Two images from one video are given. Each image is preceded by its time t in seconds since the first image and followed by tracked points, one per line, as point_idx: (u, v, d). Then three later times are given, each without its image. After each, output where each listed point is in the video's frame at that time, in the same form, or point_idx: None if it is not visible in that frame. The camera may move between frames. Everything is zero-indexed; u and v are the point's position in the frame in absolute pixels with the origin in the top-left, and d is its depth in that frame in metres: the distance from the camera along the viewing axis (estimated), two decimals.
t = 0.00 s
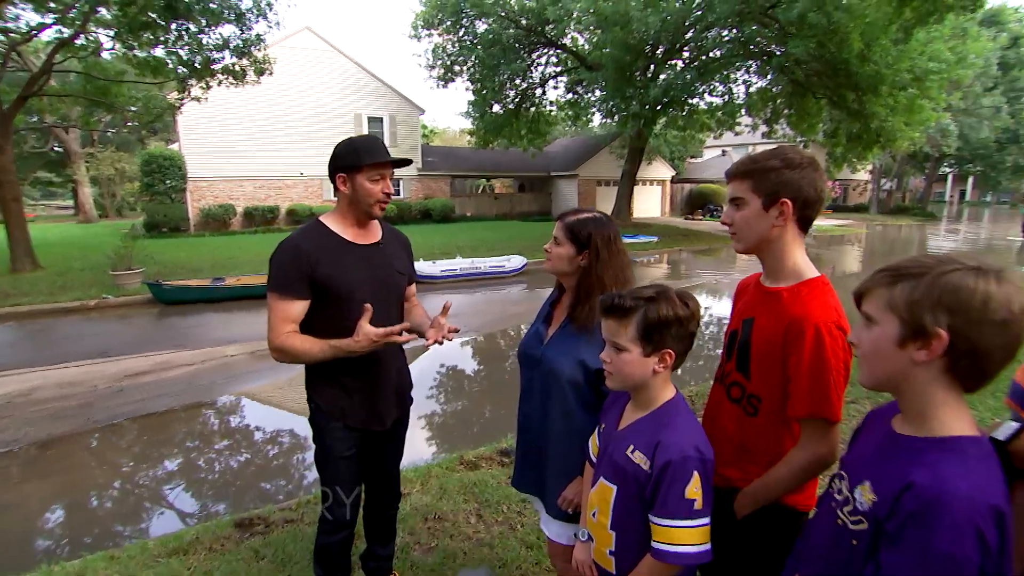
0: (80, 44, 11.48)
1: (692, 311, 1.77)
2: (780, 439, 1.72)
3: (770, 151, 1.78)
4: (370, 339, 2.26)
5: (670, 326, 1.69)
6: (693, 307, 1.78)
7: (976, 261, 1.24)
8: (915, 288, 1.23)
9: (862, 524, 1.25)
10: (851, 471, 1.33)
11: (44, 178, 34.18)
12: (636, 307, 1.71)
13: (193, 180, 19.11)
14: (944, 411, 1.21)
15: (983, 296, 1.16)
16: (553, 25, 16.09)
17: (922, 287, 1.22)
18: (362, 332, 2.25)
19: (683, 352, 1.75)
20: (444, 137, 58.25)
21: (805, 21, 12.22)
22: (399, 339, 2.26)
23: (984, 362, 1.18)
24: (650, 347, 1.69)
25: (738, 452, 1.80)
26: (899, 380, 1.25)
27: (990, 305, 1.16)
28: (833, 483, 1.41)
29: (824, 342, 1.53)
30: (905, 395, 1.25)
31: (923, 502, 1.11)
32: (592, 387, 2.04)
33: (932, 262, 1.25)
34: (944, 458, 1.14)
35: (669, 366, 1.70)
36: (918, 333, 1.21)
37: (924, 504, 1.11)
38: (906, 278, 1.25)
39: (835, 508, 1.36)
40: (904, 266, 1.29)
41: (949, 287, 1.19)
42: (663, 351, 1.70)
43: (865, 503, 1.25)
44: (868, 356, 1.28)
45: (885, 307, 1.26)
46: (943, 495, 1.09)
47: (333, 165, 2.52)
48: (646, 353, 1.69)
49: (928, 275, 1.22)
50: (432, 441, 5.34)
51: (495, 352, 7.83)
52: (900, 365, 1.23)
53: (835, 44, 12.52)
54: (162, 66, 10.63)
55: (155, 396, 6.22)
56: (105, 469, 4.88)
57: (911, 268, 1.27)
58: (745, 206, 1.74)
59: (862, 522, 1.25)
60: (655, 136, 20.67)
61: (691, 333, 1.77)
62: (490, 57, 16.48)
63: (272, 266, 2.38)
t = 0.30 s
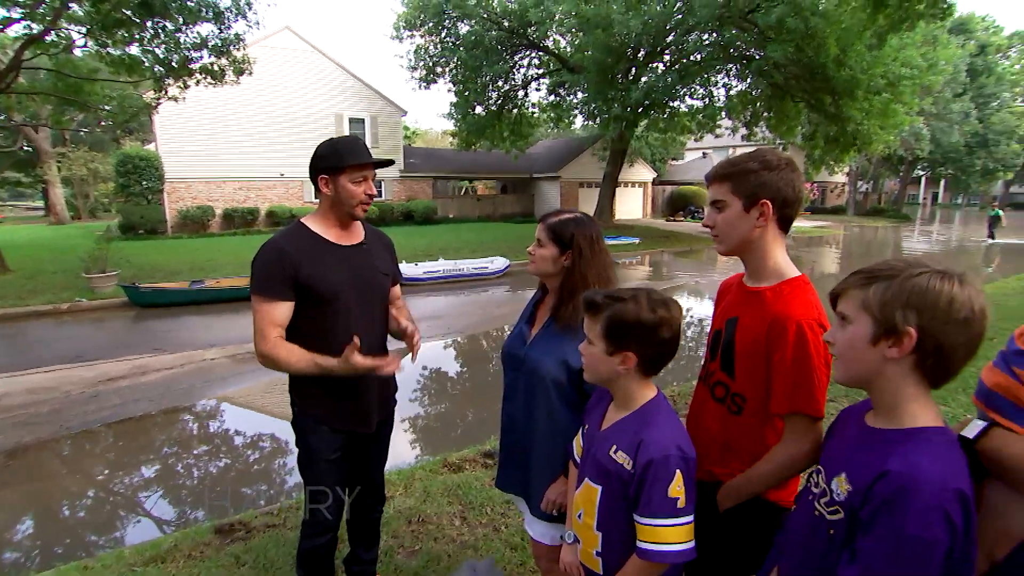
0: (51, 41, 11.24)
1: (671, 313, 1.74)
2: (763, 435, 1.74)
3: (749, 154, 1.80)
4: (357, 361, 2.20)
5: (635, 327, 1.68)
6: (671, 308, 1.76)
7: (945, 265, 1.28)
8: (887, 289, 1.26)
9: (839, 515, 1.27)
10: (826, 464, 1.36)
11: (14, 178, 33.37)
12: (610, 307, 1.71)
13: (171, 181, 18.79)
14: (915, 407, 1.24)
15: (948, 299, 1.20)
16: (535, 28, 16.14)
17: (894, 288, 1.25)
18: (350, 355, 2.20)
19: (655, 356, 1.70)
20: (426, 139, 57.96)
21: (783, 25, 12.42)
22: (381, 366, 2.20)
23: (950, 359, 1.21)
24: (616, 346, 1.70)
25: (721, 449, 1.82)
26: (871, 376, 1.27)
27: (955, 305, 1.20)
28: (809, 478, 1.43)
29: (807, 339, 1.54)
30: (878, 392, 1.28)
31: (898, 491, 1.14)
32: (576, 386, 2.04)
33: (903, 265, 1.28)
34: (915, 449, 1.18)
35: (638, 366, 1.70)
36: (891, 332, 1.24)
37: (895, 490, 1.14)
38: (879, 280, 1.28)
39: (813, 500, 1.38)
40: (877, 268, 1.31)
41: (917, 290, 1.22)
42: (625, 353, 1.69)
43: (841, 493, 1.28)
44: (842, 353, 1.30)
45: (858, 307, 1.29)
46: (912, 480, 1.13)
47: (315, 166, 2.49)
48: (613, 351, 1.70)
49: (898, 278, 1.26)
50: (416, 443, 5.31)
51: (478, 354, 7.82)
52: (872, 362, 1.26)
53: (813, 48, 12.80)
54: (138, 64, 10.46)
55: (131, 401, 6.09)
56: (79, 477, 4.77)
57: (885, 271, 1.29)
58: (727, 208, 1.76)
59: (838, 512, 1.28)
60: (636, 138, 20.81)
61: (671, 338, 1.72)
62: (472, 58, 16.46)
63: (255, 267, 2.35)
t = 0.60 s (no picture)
0: (43, 36, 11.14)
1: (665, 320, 1.72)
2: (760, 442, 1.73)
3: (747, 156, 1.79)
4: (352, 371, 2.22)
5: (626, 332, 1.66)
6: (665, 314, 1.74)
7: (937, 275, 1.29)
8: (880, 296, 1.26)
9: (833, 519, 1.28)
10: (820, 470, 1.37)
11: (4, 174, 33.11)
12: (603, 311, 1.71)
13: (164, 179, 18.69)
14: (902, 410, 1.25)
15: (940, 310, 1.21)
16: (531, 30, 16.15)
17: (886, 296, 1.25)
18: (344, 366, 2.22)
19: (646, 365, 1.68)
20: (420, 139, 57.82)
21: (778, 31, 12.49)
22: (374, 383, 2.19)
23: (938, 366, 1.23)
24: (606, 351, 1.69)
25: (718, 454, 1.82)
26: (860, 382, 1.28)
27: (945, 318, 1.21)
28: (805, 486, 1.43)
29: (807, 345, 1.53)
30: (867, 398, 1.29)
31: (886, 490, 1.15)
32: (568, 389, 2.04)
33: (897, 273, 1.28)
34: (904, 450, 1.19)
35: (627, 373, 1.68)
36: (880, 338, 1.24)
37: (887, 491, 1.15)
38: (872, 287, 1.28)
39: (807, 507, 1.39)
40: (870, 275, 1.31)
41: (911, 299, 1.22)
42: (614, 359, 1.68)
43: (834, 498, 1.28)
44: (830, 357, 1.31)
45: (850, 312, 1.29)
46: (900, 479, 1.14)
47: (310, 165, 2.48)
48: (603, 356, 1.70)
49: (891, 286, 1.26)
50: (408, 445, 5.30)
51: (471, 355, 7.81)
52: (862, 367, 1.26)
53: (807, 54, 12.92)
54: (131, 61, 10.38)
55: (119, 400, 6.03)
56: (66, 477, 4.73)
57: (879, 279, 1.29)
58: (726, 213, 1.76)
59: (832, 517, 1.28)
60: (631, 141, 20.85)
61: (667, 346, 1.70)
62: (469, 59, 16.47)
63: (246, 265, 2.33)
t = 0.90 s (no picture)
0: (46, 31, 11.14)
1: (674, 325, 1.71)
2: (771, 449, 1.72)
3: (763, 155, 1.76)
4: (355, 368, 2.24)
5: (632, 339, 1.65)
6: (674, 319, 1.73)
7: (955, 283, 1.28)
8: (897, 302, 1.25)
9: (849, 533, 1.27)
10: (833, 482, 1.36)
11: (8, 168, 33.29)
12: (609, 315, 1.71)
13: (167, 175, 18.69)
14: (920, 419, 1.25)
15: (959, 317, 1.20)
16: (535, 27, 16.10)
17: (904, 302, 1.24)
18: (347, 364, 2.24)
19: (653, 371, 1.67)
20: (424, 137, 57.76)
21: (784, 30, 12.41)
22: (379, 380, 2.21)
23: (956, 375, 1.22)
24: (613, 357, 1.68)
25: (727, 462, 1.81)
26: (876, 389, 1.27)
27: (965, 325, 1.20)
28: (818, 498, 1.42)
29: (821, 350, 1.51)
30: (882, 406, 1.28)
31: (906, 503, 1.14)
32: (571, 391, 2.03)
33: (913, 280, 1.27)
34: (922, 460, 1.19)
35: (635, 380, 1.68)
36: (899, 345, 1.23)
37: (905, 503, 1.14)
38: (890, 292, 1.27)
39: (820, 520, 1.38)
40: (887, 281, 1.30)
41: (930, 305, 1.21)
42: (621, 365, 1.67)
43: (848, 511, 1.28)
44: (844, 366, 1.30)
45: (866, 318, 1.28)
46: (920, 490, 1.13)
47: (313, 161, 2.47)
48: (610, 362, 1.69)
49: (909, 292, 1.25)
50: (409, 443, 5.31)
51: (473, 354, 7.81)
52: (877, 375, 1.26)
53: (813, 53, 12.85)
54: (134, 56, 10.38)
55: (121, 397, 6.04)
56: (68, 472, 4.75)
57: (896, 285, 1.28)
58: (739, 213, 1.73)
59: (847, 530, 1.28)
60: (635, 139, 20.77)
61: (676, 352, 1.69)
62: (473, 57, 16.41)
63: (246, 262, 2.32)
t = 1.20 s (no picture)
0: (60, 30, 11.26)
1: (690, 332, 1.69)
2: (789, 459, 1.69)
3: (785, 154, 1.73)
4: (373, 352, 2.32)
5: (647, 346, 1.64)
6: (690, 326, 1.70)
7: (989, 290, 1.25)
8: (930, 310, 1.23)
9: (876, 553, 1.25)
10: (858, 498, 1.34)
11: (23, 166, 33.76)
12: (623, 320, 1.69)
13: (178, 173, 18.83)
14: (950, 434, 1.23)
15: (997, 326, 1.17)
16: (544, 26, 16.09)
17: (938, 310, 1.21)
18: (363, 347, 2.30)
19: (667, 381, 1.66)
20: (433, 136, 57.81)
21: (795, 29, 12.33)
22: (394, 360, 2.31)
23: (992, 387, 1.19)
24: (626, 365, 1.67)
25: (741, 472, 1.78)
26: (905, 402, 1.25)
27: (1004, 334, 1.17)
28: (841, 515, 1.40)
29: (845, 358, 1.47)
30: (910, 418, 1.27)
31: (942, 522, 1.12)
32: (579, 396, 2.02)
33: (946, 287, 1.25)
34: (958, 478, 1.16)
35: (648, 388, 1.66)
36: (932, 357, 1.21)
37: (943, 525, 1.11)
38: (922, 300, 1.24)
39: (844, 537, 1.36)
40: (917, 289, 1.28)
41: (965, 315, 1.19)
42: (634, 374, 1.66)
43: (877, 531, 1.26)
44: (873, 377, 1.28)
45: (895, 326, 1.26)
46: (958, 512, 1.11)
47: (317, 159, 2.49)
48: (623, 370, 1.68)
49: (944, 300, 1.22)
50: (416, 442, 5.32)
51: (480, 353, 7.80)
52: (908, 388, 1.24)
53: (824, 52, 12.77)
54: (146, 54, 10.46)
55: (129, 393, 6.07)
56: (78, 467, 4.80)
57: (928, 292, 1.25)
58: (759, 212, 1.70)
59: (875, 551, 1.26)
60: (644, 139, 20.69)
61: (692, 360, 1.68)
62: (482, 56, 16.41)
63: (250, 263, 2.32)
